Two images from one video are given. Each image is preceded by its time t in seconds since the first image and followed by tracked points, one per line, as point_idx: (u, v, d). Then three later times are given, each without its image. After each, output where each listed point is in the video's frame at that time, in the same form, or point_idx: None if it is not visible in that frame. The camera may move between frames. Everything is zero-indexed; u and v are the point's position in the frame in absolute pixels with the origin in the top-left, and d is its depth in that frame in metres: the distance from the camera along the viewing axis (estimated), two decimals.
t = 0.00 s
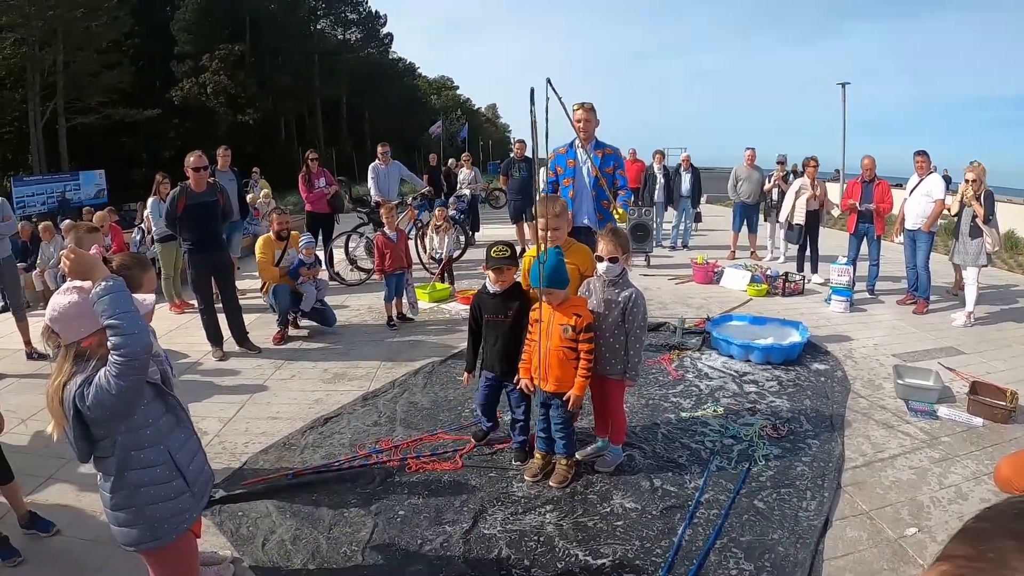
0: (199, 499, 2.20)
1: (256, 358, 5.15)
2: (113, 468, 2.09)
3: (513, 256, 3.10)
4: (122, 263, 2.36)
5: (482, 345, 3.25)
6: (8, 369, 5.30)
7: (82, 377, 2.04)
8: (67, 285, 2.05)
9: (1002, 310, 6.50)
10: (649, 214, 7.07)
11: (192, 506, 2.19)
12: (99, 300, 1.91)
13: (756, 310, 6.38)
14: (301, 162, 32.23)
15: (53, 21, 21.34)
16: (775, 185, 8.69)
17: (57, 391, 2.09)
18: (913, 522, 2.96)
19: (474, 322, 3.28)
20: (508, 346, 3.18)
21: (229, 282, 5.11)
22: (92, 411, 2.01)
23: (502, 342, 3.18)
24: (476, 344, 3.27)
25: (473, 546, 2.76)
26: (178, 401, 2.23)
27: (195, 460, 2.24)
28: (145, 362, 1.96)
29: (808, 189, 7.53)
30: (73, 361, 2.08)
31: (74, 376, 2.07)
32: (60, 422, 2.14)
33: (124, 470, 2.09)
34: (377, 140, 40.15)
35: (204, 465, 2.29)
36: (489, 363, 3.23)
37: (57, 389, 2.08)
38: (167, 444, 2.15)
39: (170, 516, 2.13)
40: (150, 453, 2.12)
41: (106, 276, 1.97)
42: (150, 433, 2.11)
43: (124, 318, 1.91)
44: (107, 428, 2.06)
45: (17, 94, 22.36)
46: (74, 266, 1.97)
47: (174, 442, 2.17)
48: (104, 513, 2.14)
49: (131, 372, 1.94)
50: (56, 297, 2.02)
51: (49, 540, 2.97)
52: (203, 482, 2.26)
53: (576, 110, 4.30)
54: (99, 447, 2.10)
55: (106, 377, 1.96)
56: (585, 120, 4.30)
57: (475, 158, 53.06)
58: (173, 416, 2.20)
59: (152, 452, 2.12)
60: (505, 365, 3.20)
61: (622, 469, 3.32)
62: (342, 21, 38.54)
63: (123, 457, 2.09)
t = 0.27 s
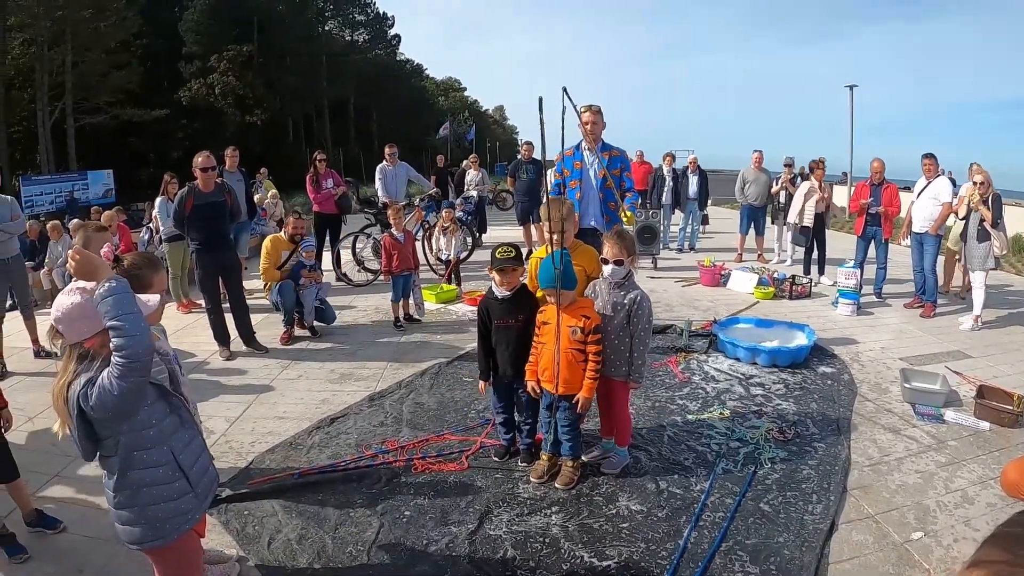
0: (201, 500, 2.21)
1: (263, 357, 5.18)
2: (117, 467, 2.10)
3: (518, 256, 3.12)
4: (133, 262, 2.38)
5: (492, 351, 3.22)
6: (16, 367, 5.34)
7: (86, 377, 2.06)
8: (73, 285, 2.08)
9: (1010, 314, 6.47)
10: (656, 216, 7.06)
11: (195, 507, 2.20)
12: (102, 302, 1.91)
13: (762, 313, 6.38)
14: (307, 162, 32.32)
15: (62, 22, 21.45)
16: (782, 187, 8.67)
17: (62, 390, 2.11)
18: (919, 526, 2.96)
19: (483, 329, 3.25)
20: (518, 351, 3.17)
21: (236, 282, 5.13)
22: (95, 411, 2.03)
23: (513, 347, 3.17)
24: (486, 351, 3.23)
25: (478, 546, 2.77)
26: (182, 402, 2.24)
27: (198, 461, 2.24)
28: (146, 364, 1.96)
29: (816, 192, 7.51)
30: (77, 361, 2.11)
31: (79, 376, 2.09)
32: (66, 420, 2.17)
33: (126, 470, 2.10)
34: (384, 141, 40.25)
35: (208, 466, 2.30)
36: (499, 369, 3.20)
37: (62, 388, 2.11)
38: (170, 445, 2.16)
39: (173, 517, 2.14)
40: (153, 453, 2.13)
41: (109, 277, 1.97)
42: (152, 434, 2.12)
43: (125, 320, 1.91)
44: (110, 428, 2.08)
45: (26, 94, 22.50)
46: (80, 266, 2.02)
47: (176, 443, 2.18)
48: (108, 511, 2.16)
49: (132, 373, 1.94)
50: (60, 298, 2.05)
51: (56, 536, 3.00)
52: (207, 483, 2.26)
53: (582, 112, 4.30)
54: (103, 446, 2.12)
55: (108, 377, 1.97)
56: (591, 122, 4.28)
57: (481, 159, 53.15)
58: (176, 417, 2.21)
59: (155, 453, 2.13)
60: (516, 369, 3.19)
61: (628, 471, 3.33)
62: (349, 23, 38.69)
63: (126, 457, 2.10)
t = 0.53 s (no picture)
0: (204, 504, 2.21)
1: (268, 361, 5.20)
2: (120, 470, 2.12)
3: (522, 262, 3.09)
4: (140, 265, 2.39)
5: (500, 357, 3.23)
6: (23, 368, 5.37)
7: (90, 380, 2.08)
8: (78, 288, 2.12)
9: (1016, 321, 6.45)
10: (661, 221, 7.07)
11: (197, 510, 2.21)
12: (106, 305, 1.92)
13: (767, 319, 6.37)
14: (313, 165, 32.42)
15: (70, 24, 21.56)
16: (788, 193, 8.65)
17: (67, 392, 2.14)
18: (923, 533, 2.95)
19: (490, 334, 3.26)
20: (526, 356, 3.17)
21: (242, 285, 5.15)
22: (98, 414, 2.04)
23: (520, 352, 3.17)
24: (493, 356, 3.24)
25: (482, 551, 2.77)
26: (186, 405, 2.25)
27: (202, 465, 2.25)
28: (149, 368, 1.97)
29: (821, 198, 7.50)
30: (82, 364, 2.13)
31: (83, 378, 2.11)
32: (71, 422, 2.19)
33: (130, 473, 2.12)
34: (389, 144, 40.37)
35: (212, 470, 2.31)
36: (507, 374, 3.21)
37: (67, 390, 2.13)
38: (174, 448, 2.17)
39: (175, 520, 2.16)
40: (156, 456, 2.14)
41: (114, 280, 1.99)
42: (155, 437, 2.13)
43: (128, 324, 1.91)
44: (113, 431, 2.09)
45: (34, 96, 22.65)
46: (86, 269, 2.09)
47: (180, 447, 2.19)
48: (113, 513, 2.18)
49: (135, 377, 1.95)
50: (65, 301, 2.09)
51: (60, 537, 3.02)
52: (210, 487, 2.27)
53: (586, 119, 4.27)
54: (107, 448, 2.14)
55: (112, 381, 1.98)
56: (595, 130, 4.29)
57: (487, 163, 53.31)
58: (180, 421, 2.22)
59: (158, 456, 2.14)
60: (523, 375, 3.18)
61: (632, 477, 3.33)
62: (355, 27, 38.88)
63: (129, 460, 2.11)
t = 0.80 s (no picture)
0: (204, 508, 2.22)
1: (269, 364, 5.20)
2: (121, 473, 2.12)
3: (528, 266, 3.11)
4: (139, 269, 2.40)
5: (503, 360, 3.24)
6: (24, 370, 5.38)
7: (91, 383, 2.08)
8: (79, 291, 2.13)
9: (1017, 325, 6.45)
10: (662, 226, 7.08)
11: (198, 514, 2.21)
12: (108, 309, 1.93)
13: (768, 323, 6.38)
14: (314, 168, 32.47)
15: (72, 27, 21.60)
16: (788, 197, 8.62)
17: (68, 395, 2.14)
18: (924, 537, 2.95)
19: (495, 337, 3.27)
20: (530, 360, 3.18)
21: (243, 288, 5.16)
22: (99, 417, 2.05)
23: (524, 356, 3.18)
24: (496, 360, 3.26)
25: (483, 555, 2.78)
26: (187, 409, 2.26)
27: (203, 469, 2.26)
28: (150, 372, 1.97)
29: (823, 202, 7.51)
30: (83, 368, 2.13)
31: (84, 381, 2.12)
32: (72, 425, 2.20)
33: (130, 476, 2.12)
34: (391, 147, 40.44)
35: (213, 474, 2.31)
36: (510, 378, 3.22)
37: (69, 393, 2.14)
38: (175, 452, 2.18)
39: (176, 524, 2.16)
40: (157, 460, 2.15)
41: (116, 284, 1.99)
42: (156, 441, 2.14)
43: (130, 327, 1.92)
44: (114, 434, 2.10)
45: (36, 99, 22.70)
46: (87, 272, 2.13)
47: (181, 450, 2.20)
48: (114, 516, 2.18)
49: (136, 381, 1.96)
50: (67, 305, 2.10)
51: (61, 539, 3.03)
52: (211, 491, 2.27)
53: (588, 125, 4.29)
54: (108, 451, 2.14)
55: (112, 384, 1.99)
56: (597, 136, 4.28)
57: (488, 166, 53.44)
58: (181, 424, 2.23)
59: (159, 460, 2.15)
60: (527, 379, 3.19)
61: (633, 481, 3.33)
62: (357, 30, 39.01)
63: (130, 463, 2.12)
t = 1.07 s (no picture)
0: (204, 504, 2.22)
1: (270, 361, 5.21)
2: (121, 468, 2.13)
3: (532, 263, 3.13)
4: (138, 265, 2.41)
5: (507, 358, 3.25)
6: (25, 366, 5.39)
7: (91, 377, 2.09)
8: (81, 285, 2.14)
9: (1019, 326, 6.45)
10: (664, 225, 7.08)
11: (197, 511, 2.21)
12: (110, 302, 1.94)
13: (770, 323, 6.37)
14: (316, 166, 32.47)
15: (75, 23, 21.57)
16: (791, 197, 8.65)
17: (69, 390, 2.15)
18: (924, 538, 2.95)
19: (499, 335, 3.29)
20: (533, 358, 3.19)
21: (245, 285, 5.16)
22: (98, 412, 2.05)
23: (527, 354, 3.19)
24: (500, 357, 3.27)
25: (484, 552, 2.78)
26: (188, 405, 2.26)
27: (203, 465, 2.26)
28: (150, 366, 1.97)
29: (825, 202, 7.51)
30: (84, 361, 2.13)
31: (85, 375, 2.12)
32: (73, 420, 2.20)
33: (130, 472, 2.12)
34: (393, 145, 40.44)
35: (214, 470, 2.31)
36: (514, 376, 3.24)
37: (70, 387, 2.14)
38: (175, 448, 2.18)
39: (176, 520, 2.16)
40: (157, 455, 2.15)
41: (118, 278, 2.00)
42: (156, 436, 2.14)
43: (131, 321, 1.92)
44: (114, 429, 2.10)
45: (38, 95, 22.68)
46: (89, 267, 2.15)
47: (181, 446, 2.20)
48: (114, 512, 2.18)
49: (136, 375, 1.96)
50: (68, 299, 2.11)
51: (61, 535, 3.03)
52: (211, 488, 2.27)
53: (597, 122, 4.31)
54: (108, 446, 2.14)
55: (113, 378, 1.99)
56: (606, 133, 4.32)
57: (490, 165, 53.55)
58: (182, 420, 2.23)
59: (159, 455, 2.15)
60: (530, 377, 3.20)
61: (634, 479, 3.34)
62: (360, 28, 39.04)
63: (130, 458, 2.12)
